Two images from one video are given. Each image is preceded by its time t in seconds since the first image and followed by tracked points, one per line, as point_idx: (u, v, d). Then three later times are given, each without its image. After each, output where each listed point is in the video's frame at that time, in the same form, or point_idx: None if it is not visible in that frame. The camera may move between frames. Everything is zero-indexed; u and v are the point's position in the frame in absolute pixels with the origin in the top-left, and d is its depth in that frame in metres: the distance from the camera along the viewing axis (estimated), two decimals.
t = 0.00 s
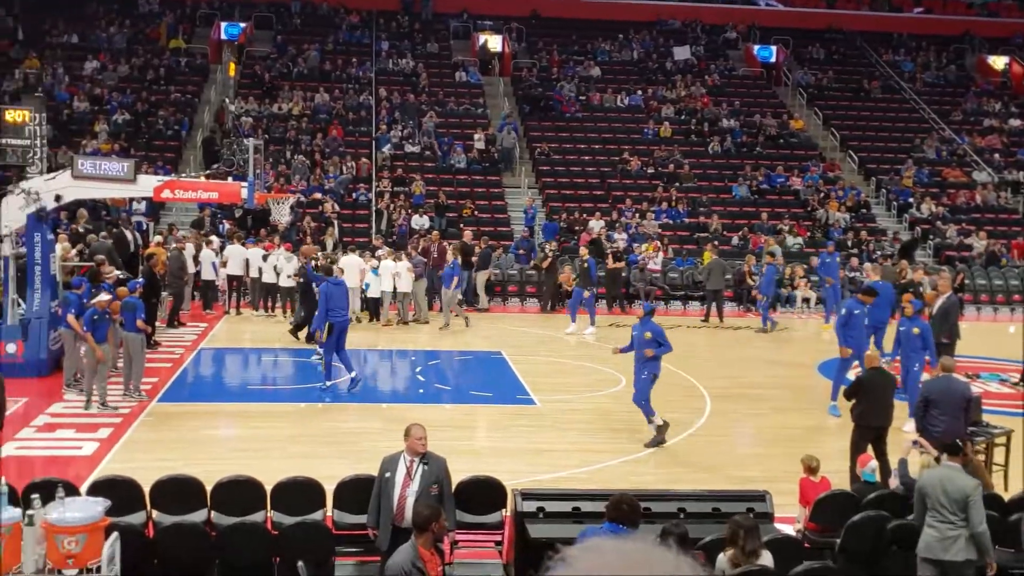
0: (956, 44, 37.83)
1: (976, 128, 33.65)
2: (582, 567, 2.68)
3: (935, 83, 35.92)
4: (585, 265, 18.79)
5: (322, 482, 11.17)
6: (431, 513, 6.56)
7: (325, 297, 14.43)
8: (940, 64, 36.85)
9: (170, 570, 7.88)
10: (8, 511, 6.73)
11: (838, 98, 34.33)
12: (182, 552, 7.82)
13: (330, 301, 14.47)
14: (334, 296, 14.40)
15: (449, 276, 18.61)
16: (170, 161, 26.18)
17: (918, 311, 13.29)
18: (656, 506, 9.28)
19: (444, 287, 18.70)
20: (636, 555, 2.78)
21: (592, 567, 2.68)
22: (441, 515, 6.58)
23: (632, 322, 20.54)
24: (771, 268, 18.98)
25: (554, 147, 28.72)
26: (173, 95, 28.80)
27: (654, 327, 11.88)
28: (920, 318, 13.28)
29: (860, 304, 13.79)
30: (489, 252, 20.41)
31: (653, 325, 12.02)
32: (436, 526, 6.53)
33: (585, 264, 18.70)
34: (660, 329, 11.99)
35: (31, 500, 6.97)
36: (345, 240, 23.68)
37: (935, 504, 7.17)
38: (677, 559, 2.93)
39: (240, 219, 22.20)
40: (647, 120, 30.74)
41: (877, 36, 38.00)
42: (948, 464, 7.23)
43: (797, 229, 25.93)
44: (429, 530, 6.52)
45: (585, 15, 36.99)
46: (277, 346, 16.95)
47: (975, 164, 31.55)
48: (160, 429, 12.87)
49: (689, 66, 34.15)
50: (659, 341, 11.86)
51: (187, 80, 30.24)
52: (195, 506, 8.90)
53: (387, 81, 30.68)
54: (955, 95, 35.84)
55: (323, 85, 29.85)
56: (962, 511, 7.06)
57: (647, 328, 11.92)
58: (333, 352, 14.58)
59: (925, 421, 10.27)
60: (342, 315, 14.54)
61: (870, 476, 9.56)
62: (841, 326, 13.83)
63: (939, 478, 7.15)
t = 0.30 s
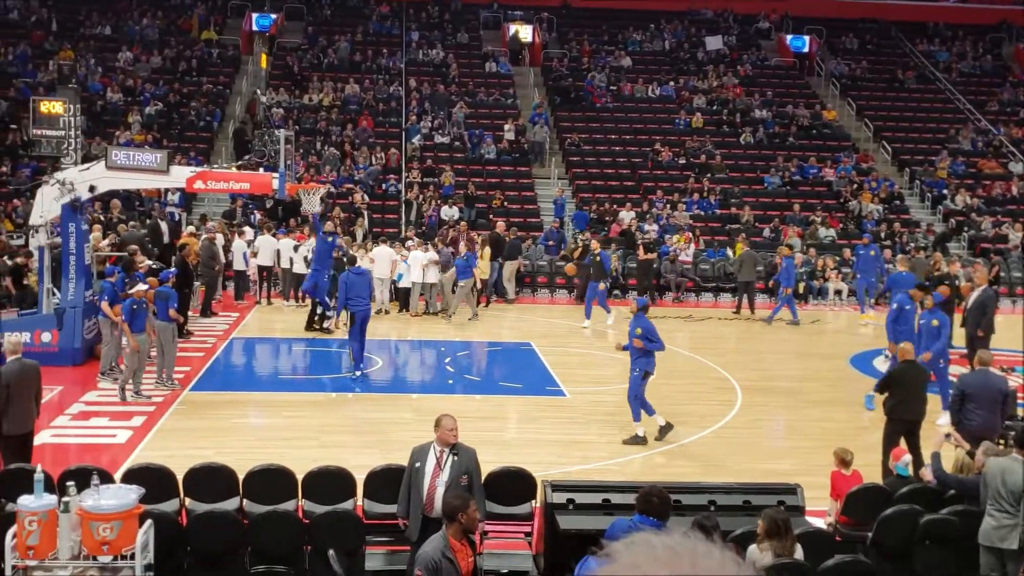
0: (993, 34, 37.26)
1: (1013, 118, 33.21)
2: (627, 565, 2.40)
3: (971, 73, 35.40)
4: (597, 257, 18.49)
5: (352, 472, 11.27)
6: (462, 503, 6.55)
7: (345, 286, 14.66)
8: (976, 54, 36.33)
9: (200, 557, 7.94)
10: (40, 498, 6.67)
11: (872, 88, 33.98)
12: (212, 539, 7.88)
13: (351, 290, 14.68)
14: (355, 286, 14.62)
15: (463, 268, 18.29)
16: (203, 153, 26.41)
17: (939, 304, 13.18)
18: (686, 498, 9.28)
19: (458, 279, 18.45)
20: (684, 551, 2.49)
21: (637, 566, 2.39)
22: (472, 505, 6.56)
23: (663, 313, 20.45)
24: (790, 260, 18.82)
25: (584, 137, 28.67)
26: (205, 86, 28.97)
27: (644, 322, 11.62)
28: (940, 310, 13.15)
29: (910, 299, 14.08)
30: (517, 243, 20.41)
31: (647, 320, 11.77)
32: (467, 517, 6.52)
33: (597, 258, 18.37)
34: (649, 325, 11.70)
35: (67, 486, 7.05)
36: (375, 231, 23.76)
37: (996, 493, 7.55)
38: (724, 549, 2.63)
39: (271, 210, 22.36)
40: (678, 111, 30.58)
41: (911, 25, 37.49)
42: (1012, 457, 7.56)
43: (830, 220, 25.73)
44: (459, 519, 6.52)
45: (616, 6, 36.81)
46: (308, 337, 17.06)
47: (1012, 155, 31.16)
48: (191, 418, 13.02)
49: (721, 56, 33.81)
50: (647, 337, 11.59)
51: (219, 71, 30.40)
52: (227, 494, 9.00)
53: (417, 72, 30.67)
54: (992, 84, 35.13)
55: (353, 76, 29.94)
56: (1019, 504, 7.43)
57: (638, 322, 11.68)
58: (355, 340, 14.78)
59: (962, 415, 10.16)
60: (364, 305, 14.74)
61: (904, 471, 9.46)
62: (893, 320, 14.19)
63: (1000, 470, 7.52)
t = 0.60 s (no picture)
0: (1010, 32, 36.98)
1: None
2: (651, 567, 2.38)
3: (988, 71, 35.17)
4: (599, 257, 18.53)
5: (367, 470, 11.34)
6: (473, 502, 6.57)
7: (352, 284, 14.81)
8: (993, 53, 36.09)
9: (215, 555, 7.98)
10: (56, 495, 6.69)
11: (887, 87, 33.83)
12: (226, 537, 7.90)
13: (357, 288, 14.85)
14: (361, 284, 14.79)
15: (456, 267, 18.40)
16: (218, 152, 26.52)
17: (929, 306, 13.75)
18: (701, 497, 9.25)
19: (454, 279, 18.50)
20: (708, 554, 2.48)
21: (661, 568, 2.38)
22: (484, 503, 6.58)
23: (676, 312, 20.42)
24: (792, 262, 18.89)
25: (598, 136, 28.65)
26: (220, 85, 29.05)
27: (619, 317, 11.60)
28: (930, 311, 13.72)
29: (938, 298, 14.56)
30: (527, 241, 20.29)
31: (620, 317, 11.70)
32: (478, 517, 6.54)
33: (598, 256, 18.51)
34: (624, 320, 11.63)
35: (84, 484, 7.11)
36: (389, 230, 23.80)
37: None
38: (745, 553, 2.63)
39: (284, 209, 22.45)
40: (693, 110, 30.51)
41: (928, 24, 37.32)
42: None
43: (845, 219, 25.64)
44: (470, 518, 6.55)
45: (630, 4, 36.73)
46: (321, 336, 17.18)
47: None
48: (206, 415, 13.10)
49: (736, 55, 33.67)
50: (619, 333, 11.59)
51: (233, 70, 30.48)
52: (241, 492, 9.04)
53: (431, 71, 30.67)
54: (1010, 83, 34.94)
55: (367, 75, 29.96)
56: None
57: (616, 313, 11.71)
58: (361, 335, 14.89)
59: (982, 416, 10.11)
60: (371, 304, 14.92)
61: (920, 471, 9.42)
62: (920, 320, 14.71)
63: None
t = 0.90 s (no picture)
0: None
1: None
2: (700, 568, 2.35)
3: None
4: (618, 259, 18.10)
5: (402, 470, 11.41)
6: (508, 504, 6.55)
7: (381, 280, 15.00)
8: None
9: (252, 553, 8.05)
10: (96, 491, 6.72)
11: (926, 88, 33.47)
12: (264, 536, 7.98)
13: (384, 286, 15.01)
14: (388, 281, 14.92)
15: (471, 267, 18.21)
16: (254, 153, 26.71)
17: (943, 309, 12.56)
18: (736, 501, 9.22)
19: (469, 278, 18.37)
20: (757, 555, 2.44)
21: (709, 569, 2.34)
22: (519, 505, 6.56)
23: (711, 314, 20.34)
24: (812, 263, 18.55)
25: (633, 137, 28.58)
26: (257, 87, 29.28)
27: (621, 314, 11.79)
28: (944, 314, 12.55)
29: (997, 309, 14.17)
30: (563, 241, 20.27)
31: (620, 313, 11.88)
32: (512, 519, 6.53)
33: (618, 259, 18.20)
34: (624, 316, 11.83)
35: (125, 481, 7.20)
36: (423, 231, 23.87)
37: None
38: (791, 555, 2.59)
39: (319, 209, 22.60)
40: (729, 110, 30.35)
41: (968, 24, 36.90)
42: None
43: (883, 221, 25.40)
44: (505, 520, 6.53)
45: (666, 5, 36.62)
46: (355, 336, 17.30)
47: None
48: (242, 414, 13.24)
49: (772, 55, 33.42)
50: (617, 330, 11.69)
51: (269, 72, 30.69)
52: (278, 491, 9.13)
53: (465, 72, 30.73)
54: None
55: (403, 76, 30.07)
56: None
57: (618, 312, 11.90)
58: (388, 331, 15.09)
59: None
60: (398, 301, 15.04)
61: (959, 476, 9.35)
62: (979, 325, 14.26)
63: None
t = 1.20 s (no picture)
0: None
1: None
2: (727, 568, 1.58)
3: None
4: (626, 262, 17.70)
5: (429, 468, 11.46)
6: (534, 504, 6.54)
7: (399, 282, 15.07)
8: None
9: (280, 549, 8.13)
10: (127, 488, 6.80)
11: (956, 86, 33.17)
12: (293, 533, 8.07)
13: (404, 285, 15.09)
14: (405, 285, 14.99)
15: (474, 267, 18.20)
16: (282, 153, 26.94)
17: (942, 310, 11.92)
18: (764, 502, 9.19)
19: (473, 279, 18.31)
20: (793, 553, 1.69)
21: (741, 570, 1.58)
22: (544, 504, 6.55)
23: (739, 314, 20.25)
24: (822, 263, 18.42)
25: (661, 137, 28.49)
26: (285, 88, 29.49)
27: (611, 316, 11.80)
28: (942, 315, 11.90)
29: None
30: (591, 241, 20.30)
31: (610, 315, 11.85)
32: (537, 518, 6.52)
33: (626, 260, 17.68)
34: (611, 318, 11.82)
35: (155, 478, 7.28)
36: (449, 231, 23.91)
37: None
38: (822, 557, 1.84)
39: (345, 209, 22.75)
40: (758, 110, 30.20)
41: (1001, 22, 36.50)
42: None
43: (914, 222, 25.16)
44: (529, 519, 6.51)
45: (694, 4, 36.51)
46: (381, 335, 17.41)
47: None
48: (270, 412, 13.34)
49: (801, 54, 33.31)
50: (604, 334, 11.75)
51: (298, 72, 30.79)
52: (307, 489, 9.21)
53: (492, 72, 30.78)
54: None
55: (430, 76, 30.16)
56: None
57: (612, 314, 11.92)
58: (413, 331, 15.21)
59: None
60: (419, 302, 15.09)
61: (992, 479, 9.28)
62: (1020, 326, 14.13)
63: None
